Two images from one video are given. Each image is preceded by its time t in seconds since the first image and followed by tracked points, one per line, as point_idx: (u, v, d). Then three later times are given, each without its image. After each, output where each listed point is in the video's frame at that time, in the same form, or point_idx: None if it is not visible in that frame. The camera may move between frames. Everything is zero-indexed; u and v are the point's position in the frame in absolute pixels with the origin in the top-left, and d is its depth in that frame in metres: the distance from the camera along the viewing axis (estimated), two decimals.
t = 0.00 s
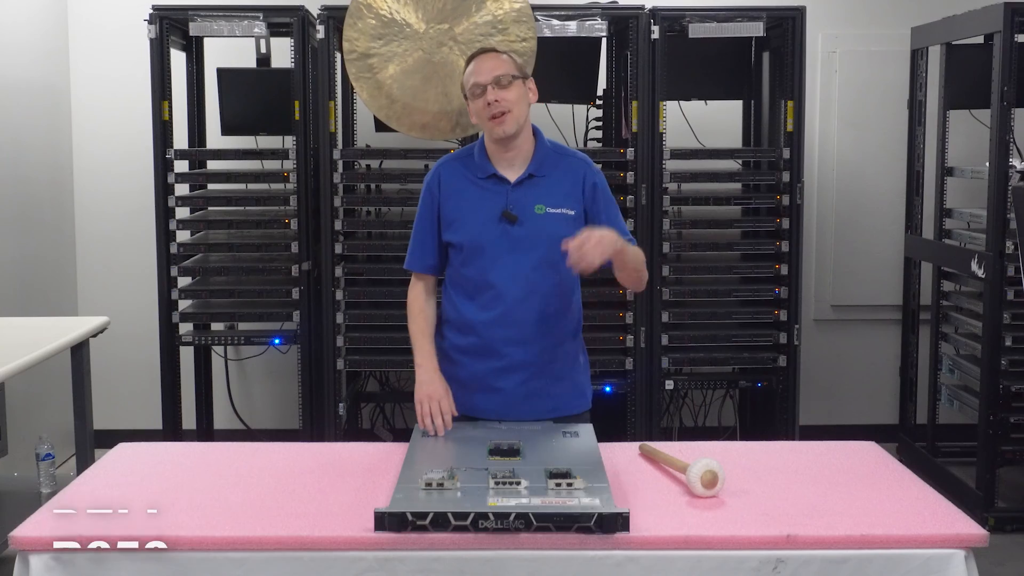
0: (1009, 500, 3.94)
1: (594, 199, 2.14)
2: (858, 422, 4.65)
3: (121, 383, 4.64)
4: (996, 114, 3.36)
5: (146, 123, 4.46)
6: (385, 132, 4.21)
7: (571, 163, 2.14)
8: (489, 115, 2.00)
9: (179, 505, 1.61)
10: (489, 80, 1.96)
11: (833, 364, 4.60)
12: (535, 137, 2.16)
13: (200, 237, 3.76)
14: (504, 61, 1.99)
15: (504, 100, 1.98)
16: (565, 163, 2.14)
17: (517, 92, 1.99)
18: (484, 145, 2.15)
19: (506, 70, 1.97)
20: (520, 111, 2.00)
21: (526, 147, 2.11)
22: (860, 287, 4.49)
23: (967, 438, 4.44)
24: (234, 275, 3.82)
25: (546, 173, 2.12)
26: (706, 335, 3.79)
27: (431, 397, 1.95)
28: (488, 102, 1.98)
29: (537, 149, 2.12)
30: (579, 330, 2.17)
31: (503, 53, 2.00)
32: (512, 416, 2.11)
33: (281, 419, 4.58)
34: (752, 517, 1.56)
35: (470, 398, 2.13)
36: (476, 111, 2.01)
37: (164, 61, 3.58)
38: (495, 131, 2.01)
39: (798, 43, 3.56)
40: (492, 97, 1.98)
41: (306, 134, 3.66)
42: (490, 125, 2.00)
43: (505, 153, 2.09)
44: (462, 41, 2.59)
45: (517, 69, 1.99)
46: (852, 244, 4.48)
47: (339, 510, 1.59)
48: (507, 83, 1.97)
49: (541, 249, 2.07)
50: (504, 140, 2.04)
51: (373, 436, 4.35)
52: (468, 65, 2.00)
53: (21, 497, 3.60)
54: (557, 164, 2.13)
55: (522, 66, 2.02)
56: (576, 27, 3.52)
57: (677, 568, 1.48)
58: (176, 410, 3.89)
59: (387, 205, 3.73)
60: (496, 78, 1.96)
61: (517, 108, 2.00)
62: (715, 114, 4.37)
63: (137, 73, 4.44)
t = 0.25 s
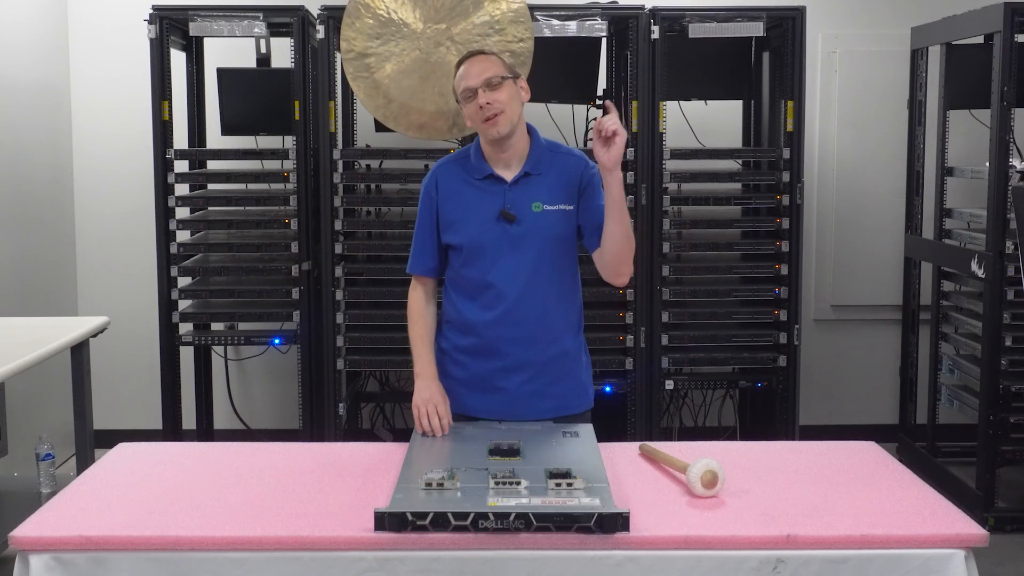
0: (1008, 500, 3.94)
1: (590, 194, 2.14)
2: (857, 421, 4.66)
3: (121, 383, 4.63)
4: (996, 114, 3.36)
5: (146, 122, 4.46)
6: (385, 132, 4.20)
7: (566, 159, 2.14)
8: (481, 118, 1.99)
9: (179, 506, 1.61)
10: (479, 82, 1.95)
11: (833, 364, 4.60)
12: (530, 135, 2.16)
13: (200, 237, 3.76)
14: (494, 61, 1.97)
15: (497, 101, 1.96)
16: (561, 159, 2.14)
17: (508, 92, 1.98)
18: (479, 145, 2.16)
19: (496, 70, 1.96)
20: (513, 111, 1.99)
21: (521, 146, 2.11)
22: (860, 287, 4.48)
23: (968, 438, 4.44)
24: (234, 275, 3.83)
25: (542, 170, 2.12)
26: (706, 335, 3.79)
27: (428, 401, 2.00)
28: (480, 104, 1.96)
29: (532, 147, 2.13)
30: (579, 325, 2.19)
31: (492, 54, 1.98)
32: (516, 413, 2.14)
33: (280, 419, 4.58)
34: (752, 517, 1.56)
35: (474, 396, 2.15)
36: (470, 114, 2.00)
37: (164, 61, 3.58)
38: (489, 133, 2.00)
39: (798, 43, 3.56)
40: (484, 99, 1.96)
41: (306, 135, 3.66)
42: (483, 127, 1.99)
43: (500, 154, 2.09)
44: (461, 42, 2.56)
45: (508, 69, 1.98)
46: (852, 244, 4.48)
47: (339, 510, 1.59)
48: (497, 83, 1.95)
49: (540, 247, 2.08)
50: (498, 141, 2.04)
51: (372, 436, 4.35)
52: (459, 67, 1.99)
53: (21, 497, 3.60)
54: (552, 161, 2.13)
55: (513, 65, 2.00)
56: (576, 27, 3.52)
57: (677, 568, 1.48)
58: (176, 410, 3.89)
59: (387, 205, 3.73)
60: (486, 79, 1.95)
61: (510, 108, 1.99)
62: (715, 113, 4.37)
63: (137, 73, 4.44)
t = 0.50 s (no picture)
0: (1013, 503, 3.90)
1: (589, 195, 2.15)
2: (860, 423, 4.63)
3: (119, 384, 4.60)
4: (1001, 113, 3.33)
5: (144, 122, 4.43)
6: (385, 132, 4.17)
7: (563, 160, 2.15)
8: (479, 116, 2.01)
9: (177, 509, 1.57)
10: (478, 80, 1.97)
11: (836, 366, 4.56)
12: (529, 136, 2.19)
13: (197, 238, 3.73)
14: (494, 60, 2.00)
15: (494, 100, 1.99)
16: (558, 161, 2.15)
17: (507, 91, 2.00)
18: (477, 146, 2.19)
19: (494, 69, 1.98)
20: (510, 110, 2.01)
21: (519, 146, 2.13)
22: (864, 288, 4.45)
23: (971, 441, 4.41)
24: (232, 277, 3.80)
25: (539, 172, 2.13)
26: (708, 337, 3.76)
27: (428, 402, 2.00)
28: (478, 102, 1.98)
29: (531, 146, 2.16)
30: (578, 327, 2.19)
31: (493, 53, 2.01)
32: (516, 415, 2.14)
33: (279, 421, 4.56)
34: (753, 519, 1.53)
35: (473, 399, 2.16)
36: (467, 112, 2.02)
37: (162, 60, 3.55)
38: (485, 131, 2.03)
39: (801, 41, 3.53)
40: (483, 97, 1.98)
41: (304, 134, 3.63)
42: (480, 125, 2.01)
43: (498, 153, 2.12)
44: (456, 39, 2.67)
45: (507, 68, 2.00)
46: (854, 245, 4.45)
47: (341, 513, 1.56)
48: (496, 82, 1.98)
49: (538, 248, 2.08)
50: (495, 139, 2.06)
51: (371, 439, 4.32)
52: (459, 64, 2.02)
53: (16, 500, 3.57)
54: (550, 162, 2.15)
55: (513, 64, 2.02)
56: (577, 26, 3.49)
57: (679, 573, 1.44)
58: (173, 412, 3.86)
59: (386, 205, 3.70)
60: (486, 78, 1.97)
61: (508, 107, 2.01)
62: (718, 113, 4.35)
63: (135, 72, 4.40)
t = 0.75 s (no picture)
0: None
1: (605, 221, 1.76)
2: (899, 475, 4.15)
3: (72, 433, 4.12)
4: None
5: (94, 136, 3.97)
6: (368, 149, 3.73)
7: (576, 181, 1.75)
8: (480, 128, 1.60)
9: None
10: (485, 86, 1.58)
11: (873, 410, 4.10)
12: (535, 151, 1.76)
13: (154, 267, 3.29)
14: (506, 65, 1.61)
15: (502, 110, 1.59)
16: (570, 181, 1.75)
17: (518, 102, 1.60)
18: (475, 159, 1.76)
19: (504, 74, 1.59)
20: (520, 124, 1.61)
21: (524, 166, 1.72)
22: (908, 326, 4.00)
23: None
24: (193, 313, 3.33)
25: (547, 194, 1.73)
26: (736, 382, 3.29)
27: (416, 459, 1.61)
28: (482, 111, 1.58)
29: (537, 166, 1.73)
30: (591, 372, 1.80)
31: (505, 58, 1.62)
32: (514, 474, 1.75)
33: (252, 473, 4.08)
34: None
35: (463, 455, 1.76)
36: (466, 122, 1.61)
37: (113, 65, 3.13)
38: (487, 146, 1.62)
39: (841, 44, 3.11)
40: (488, 106, 1.58)
41: (275, 150, 3.19)
42: (481, 139, 1.61)
43: (499, 172, 1.70)
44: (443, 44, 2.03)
45: (520, 75, 1.62)
46: (892, 276, 4.00)
47: None
48: (507, 91, 1.58)
49: (545, 285, 1.68)
50: (499, 156, 1.65)
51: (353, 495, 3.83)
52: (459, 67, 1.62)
53: None
54: (560, 183, 1.74)
55: (526, 71, 1.64)
56: (586, 27, 3.07)
57: None
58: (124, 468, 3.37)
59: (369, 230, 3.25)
60: (495, 84, 1.58)
61: (518, 120, 1.61)
62: (745, 127, 3.92)
63: (84, 80, 3.95)
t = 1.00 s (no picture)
0: None
1: (606, 222, 1.76)
2: (899, 474, 4.15)
3: (72, 432, 4.12)
4: None
5: (93, 136, 3.97)
6: (368, 149, 3.74)
7: (579, 182, 1.75)
8: (491, 128, 1.60)
9: None
10: (496, 86, 1.58)
11: (873, 410, 4.10)
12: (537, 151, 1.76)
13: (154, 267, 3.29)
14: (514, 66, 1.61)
15: (512, 109, 1.58)
16: (572, 182, 1.75)
17: (527, 103, 1.61)
18: (478, 159, 1.76)
19: (513, 75, 1.59)
20: (530, 124, 1.61)
21: (529, 166, 1.72)
22: (908, 326, 4.00)
23: None
24: (193, 312, 3.34)
25: (549, 195, 1.73)
26: (736, 381, 3.29)
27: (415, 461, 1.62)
28: (493, 111, 1.58)
29: (539, 166, 1.73)
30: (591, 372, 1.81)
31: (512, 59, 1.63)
32: (513, 473, 1.75)
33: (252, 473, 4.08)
34: None
35: (463, 454, 1.76)
36: (475, 122, 1.61)
37: (113, 65, 3.13)
38: (497, 146, 1.61)
39: (841, 43, 3.11)
40: (498, 107, 1.58)
41: (275, 150, 3.19)
42: (491, 139, 1.60)
43: (504, 172, 1.70)
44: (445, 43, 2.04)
45: (528, 76, 1.62)
46: (892, 276, 4.00)
47: None
48: (517, 91, 1.59)
49: (546, 285, 1.68)
50: (507, 157, 1.65)
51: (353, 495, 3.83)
52: (465, 69, 1.62)
53: None
54: (562, 184, 1.74)
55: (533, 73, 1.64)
56: (586, 26, 3.08)
57: None
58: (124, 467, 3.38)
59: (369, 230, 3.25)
60: (506, 85, 1.58)
61: (528, 121, 1.61)
62: (744, 128, 3.92)
63: (84, 80, 3.95)
